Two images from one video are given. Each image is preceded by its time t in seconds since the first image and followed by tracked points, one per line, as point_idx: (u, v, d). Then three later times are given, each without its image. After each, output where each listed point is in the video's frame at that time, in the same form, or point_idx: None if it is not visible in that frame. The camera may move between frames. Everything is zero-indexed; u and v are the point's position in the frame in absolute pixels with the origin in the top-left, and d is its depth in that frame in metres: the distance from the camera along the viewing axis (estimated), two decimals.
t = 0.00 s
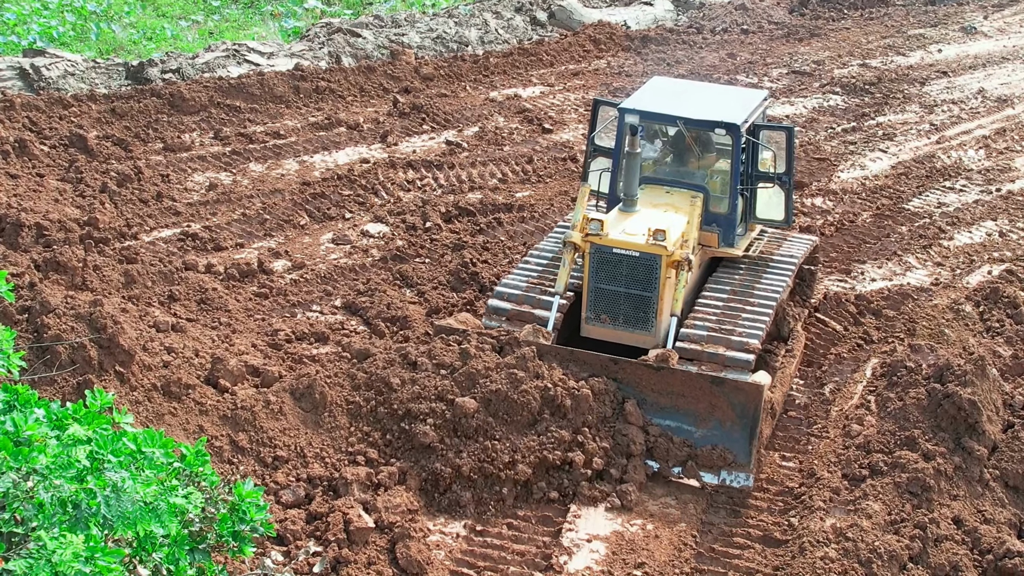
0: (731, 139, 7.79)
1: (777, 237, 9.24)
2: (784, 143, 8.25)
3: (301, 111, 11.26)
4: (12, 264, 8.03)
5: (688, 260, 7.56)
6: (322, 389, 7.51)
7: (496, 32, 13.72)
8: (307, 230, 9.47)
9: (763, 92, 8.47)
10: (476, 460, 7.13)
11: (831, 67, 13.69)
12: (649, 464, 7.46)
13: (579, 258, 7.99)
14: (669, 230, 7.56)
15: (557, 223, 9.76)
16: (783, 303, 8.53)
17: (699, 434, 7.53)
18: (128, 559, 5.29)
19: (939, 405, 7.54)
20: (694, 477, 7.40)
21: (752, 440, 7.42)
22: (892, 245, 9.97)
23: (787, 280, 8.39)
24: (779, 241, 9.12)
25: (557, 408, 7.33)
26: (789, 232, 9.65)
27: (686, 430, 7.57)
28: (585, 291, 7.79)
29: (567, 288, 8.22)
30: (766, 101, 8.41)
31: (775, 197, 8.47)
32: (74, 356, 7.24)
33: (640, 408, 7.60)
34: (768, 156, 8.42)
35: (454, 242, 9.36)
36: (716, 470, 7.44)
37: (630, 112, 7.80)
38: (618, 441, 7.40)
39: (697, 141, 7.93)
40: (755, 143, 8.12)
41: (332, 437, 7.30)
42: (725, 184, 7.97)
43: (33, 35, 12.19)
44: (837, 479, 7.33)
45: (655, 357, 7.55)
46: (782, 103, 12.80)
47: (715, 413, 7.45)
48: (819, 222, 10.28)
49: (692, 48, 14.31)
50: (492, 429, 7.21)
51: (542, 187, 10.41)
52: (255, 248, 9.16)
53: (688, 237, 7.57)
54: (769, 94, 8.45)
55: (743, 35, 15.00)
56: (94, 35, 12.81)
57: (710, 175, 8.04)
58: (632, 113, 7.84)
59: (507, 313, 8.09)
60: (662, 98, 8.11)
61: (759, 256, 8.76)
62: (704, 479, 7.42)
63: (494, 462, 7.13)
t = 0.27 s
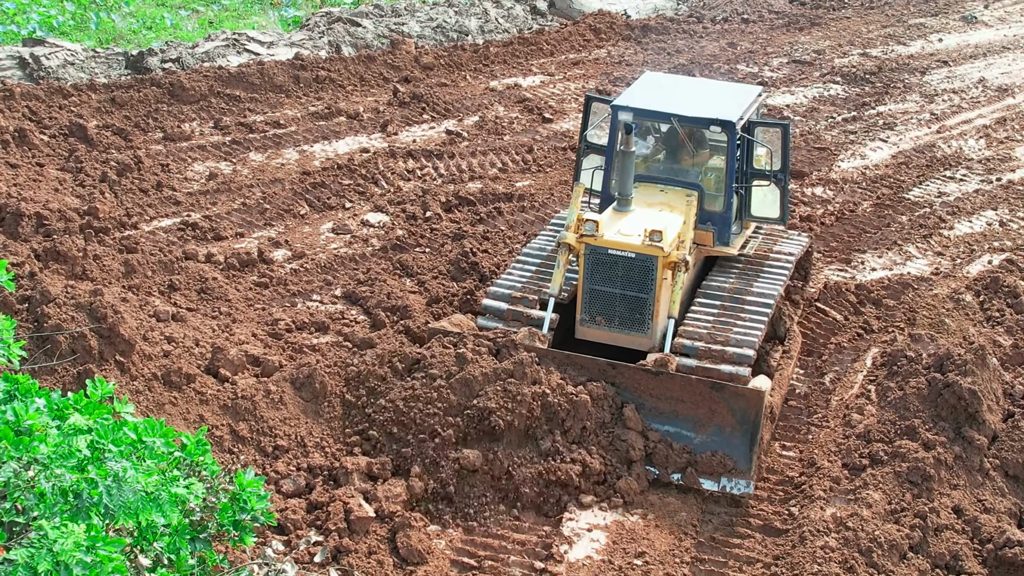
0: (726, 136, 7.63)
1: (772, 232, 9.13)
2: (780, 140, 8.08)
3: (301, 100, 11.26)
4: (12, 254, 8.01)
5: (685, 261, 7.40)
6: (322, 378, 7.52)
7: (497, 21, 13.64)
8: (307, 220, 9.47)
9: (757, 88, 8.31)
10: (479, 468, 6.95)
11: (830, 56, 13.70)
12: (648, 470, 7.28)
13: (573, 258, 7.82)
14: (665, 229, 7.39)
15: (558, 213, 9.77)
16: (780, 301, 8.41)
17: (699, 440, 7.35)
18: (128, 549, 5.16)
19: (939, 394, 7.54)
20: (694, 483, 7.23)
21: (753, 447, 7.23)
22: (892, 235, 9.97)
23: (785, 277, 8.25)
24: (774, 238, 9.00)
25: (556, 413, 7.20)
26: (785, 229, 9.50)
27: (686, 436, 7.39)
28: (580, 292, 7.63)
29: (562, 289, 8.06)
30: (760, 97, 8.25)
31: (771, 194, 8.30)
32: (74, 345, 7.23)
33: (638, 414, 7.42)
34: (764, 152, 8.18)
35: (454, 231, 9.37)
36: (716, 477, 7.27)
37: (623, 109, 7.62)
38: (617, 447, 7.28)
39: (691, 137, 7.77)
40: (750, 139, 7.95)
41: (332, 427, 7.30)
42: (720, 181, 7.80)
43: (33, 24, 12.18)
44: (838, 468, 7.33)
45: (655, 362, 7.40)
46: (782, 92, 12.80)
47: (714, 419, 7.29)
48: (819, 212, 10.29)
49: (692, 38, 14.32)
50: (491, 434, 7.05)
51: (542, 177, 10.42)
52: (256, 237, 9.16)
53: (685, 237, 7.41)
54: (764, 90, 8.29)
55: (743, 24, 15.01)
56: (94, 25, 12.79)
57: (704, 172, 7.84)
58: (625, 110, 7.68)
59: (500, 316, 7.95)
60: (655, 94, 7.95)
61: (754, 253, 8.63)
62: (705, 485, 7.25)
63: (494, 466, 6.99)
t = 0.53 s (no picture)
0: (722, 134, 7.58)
1: (766, 230, 9.11)
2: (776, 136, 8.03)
3: (301, 89, 11.25)
4: (12, 243, 8.01)
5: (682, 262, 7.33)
6: (322, 368, 7.54)
7: (497, 10, 13.65)
8: (308, 209, 9.47)
9: (753, 83, 8.25)
10: (479, 458, 6.97)
11: (831, 46, 13.70)
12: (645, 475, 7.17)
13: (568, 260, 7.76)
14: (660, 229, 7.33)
15: (558, 202, 9.77)
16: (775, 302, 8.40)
17: (696, 446, 7.26)
18: (129, 537, 5.14)
19: (940, 383, 7.55)
20: (691, 489, 7.12)
21: (751, 452, 7.14)
22: (893, 224, 9.97)
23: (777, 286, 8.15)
24: (768, 237, 8.99)
25: (551, 415, 7.12)
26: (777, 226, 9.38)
27: (683, 442, 7.30)
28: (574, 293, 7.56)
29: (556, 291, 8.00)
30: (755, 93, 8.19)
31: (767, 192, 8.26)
32: (75, 334, 7.23)
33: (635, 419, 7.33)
34: (759, 149, 8.13)
35: (455, 221, 9.37)
36: (713, 483, 7.15)
37: (616, 107, 7.58)
38: (613, 453, 7.16)
39: (685, 134, 7.71)
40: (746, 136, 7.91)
41: (333, 416, 7.32)
42: (714, 179, 7.75)
43: (32, 13, 12.15)
44: (838, 457, 7.34)
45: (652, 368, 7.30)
46: (782, 81, 12.79)
47: (712, 424, 7.20)
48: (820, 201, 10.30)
49: (692, 27, 14.31)
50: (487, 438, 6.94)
51: (543, 166, 10.42)
52: (256, 226, 9.16)
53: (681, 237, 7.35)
54: (759, 86, 8.23)
55: (743, 13, 14.99)
56: (94, 14, 12.75)
57: (699, 169, 7.77)
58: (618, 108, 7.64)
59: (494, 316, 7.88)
60: (649, 91, 7.90)
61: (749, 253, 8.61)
62: (701, 492, 7.13)
63: (490, 469, 6.91)
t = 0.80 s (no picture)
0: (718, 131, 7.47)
1: (760, 229, 9.04)
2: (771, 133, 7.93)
3: (301, 77, 11.24)
4: (12, 231, 8.00)
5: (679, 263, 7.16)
6: (323, 355, 7.54)
7: None
8: (308, 196, 9.48)
9: (748, 81, 8.17)
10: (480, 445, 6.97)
11: (831, 33, 13.68)
12: (642, 481, 6.99)
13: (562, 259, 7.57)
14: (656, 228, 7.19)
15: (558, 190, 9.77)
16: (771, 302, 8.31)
17: (693, 450, 7.06)
18: (131, 524, 5.09)
19: (940, 370, 7.55)
20: (688, 495, 6.93)
21: (749, 458, 6.94)
22: (894, 211, 9.97)
23: (772, 290, 7.97)
24: (763, 236, 8.90)
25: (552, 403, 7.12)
26: (768, 224, 9.19)
27: (680, 446, 7.10)
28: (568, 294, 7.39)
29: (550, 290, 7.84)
30: (752, 91, 8.12)
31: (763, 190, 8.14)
32: (76, 322, 7.23)
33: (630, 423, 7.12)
34: (755, 146, 8.03)
35: (455, 208, 9.37)
36: (711, 489, 6.96)
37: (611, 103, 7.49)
38: (609, 458, 6.97)
39: (681, 132, 7.61)
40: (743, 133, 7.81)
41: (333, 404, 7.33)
42: (710, 177, 7.65)
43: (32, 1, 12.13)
44: (839, 445, 7.36)
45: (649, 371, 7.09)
46: (782, 69, 12.78)
47: (709, 428, 6.99)
48: (820, 189, 10.31)
49: (692, 14, 14.30)
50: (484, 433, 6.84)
51: (543, 153, 10.42)
52: (257, 214, 9.16)
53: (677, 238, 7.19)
54: (754, 83, 8.16)
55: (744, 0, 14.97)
56: (93, 1, 12.73)
57: (694, 167, 7.69)
58: (613, 105, 7.55)
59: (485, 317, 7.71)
60: (645, 88, 7.81)
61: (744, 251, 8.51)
62: (699, 497, 6.94)
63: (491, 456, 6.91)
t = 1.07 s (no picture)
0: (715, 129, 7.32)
1: (756, 225, 8.87)
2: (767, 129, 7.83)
3: (301, 64, 11.23)
4: (13, 219, 8.00)
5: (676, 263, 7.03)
6: (324, 343, 7.54)
7: None
8: (308, 184, 9.48)
9: (744, 73, 8.01)
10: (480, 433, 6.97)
11: (831, 21, 13.68)
12: (638, 486, 6.81)
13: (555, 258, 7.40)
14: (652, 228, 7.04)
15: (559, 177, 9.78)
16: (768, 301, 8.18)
17: (690, 453, 6.89)
18: (132, 512, 4.96)
19: (940, 358, 7.56)
20: (686, 500, 6.77)
21: (747, 460, 6.79)
22: (894, 199, 9.97)
23: (768, 289, 7.82)
24: (759, 233, 8.74)
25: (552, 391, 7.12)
26: (762, 223, 8.99)
27: (677, 449, 6.92)
28: (562, 294, 7.22)
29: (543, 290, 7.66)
30: (747, 83, 7.95)
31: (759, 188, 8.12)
32: (77, 310, 7.22)
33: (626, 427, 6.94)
34: (750, 142, 7.92)
35: (455, 196, 9.38)
36: (709, 492, 6.82)
37: (606, 100, 7.31)
38: (606, 463, 6.78)
39: (677, 129, 7.45)
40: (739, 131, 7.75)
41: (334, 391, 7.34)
42: (707, 175, 7.50)
43: None
44: (839, 432, 7.36)
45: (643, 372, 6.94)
46: (782, 56, 12.77)
47: (706, 431, 6.83)
48: (820, 177, 10.31)
49: (692, 2, 14.29)
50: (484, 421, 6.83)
51: (543, 141, 10.42)
52: (257, 202, 9.16)
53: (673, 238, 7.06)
54: (749, 76, 7.99)
55: None
56: None
57: (689, 164, 7.52)
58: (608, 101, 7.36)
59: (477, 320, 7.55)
60: (640, 82, 7.63)
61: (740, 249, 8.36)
62: (697, 501, 6.80)
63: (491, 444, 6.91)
